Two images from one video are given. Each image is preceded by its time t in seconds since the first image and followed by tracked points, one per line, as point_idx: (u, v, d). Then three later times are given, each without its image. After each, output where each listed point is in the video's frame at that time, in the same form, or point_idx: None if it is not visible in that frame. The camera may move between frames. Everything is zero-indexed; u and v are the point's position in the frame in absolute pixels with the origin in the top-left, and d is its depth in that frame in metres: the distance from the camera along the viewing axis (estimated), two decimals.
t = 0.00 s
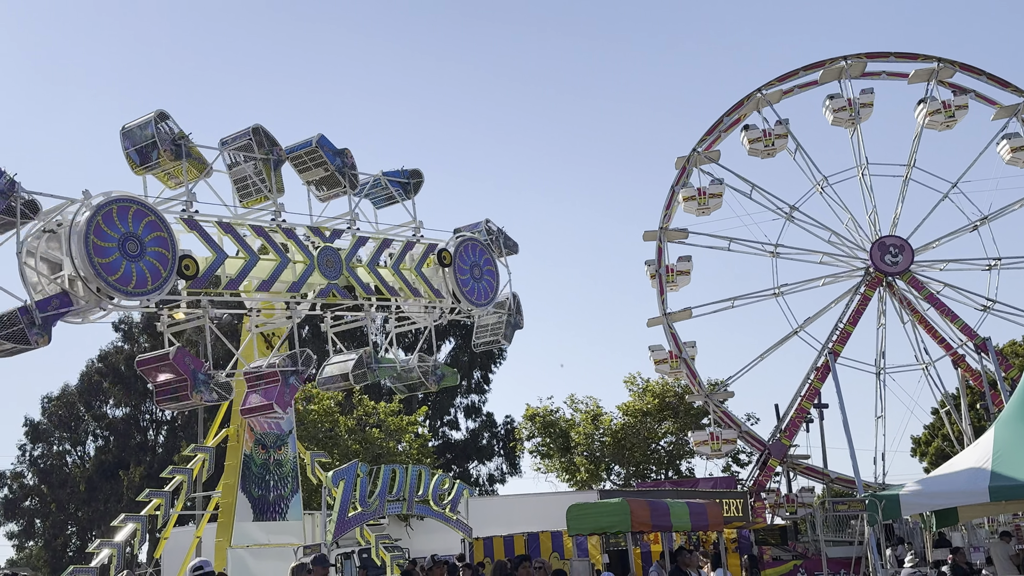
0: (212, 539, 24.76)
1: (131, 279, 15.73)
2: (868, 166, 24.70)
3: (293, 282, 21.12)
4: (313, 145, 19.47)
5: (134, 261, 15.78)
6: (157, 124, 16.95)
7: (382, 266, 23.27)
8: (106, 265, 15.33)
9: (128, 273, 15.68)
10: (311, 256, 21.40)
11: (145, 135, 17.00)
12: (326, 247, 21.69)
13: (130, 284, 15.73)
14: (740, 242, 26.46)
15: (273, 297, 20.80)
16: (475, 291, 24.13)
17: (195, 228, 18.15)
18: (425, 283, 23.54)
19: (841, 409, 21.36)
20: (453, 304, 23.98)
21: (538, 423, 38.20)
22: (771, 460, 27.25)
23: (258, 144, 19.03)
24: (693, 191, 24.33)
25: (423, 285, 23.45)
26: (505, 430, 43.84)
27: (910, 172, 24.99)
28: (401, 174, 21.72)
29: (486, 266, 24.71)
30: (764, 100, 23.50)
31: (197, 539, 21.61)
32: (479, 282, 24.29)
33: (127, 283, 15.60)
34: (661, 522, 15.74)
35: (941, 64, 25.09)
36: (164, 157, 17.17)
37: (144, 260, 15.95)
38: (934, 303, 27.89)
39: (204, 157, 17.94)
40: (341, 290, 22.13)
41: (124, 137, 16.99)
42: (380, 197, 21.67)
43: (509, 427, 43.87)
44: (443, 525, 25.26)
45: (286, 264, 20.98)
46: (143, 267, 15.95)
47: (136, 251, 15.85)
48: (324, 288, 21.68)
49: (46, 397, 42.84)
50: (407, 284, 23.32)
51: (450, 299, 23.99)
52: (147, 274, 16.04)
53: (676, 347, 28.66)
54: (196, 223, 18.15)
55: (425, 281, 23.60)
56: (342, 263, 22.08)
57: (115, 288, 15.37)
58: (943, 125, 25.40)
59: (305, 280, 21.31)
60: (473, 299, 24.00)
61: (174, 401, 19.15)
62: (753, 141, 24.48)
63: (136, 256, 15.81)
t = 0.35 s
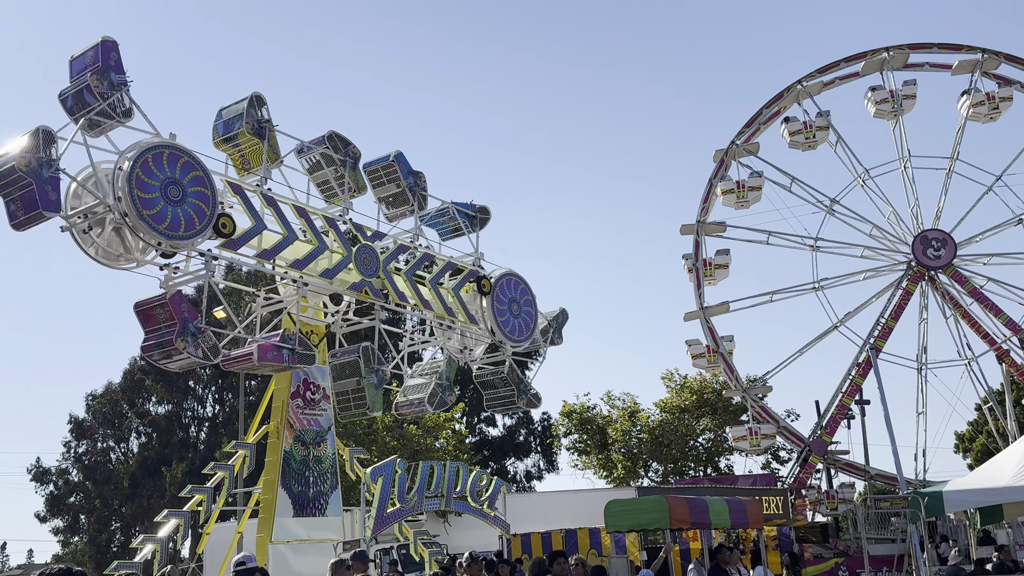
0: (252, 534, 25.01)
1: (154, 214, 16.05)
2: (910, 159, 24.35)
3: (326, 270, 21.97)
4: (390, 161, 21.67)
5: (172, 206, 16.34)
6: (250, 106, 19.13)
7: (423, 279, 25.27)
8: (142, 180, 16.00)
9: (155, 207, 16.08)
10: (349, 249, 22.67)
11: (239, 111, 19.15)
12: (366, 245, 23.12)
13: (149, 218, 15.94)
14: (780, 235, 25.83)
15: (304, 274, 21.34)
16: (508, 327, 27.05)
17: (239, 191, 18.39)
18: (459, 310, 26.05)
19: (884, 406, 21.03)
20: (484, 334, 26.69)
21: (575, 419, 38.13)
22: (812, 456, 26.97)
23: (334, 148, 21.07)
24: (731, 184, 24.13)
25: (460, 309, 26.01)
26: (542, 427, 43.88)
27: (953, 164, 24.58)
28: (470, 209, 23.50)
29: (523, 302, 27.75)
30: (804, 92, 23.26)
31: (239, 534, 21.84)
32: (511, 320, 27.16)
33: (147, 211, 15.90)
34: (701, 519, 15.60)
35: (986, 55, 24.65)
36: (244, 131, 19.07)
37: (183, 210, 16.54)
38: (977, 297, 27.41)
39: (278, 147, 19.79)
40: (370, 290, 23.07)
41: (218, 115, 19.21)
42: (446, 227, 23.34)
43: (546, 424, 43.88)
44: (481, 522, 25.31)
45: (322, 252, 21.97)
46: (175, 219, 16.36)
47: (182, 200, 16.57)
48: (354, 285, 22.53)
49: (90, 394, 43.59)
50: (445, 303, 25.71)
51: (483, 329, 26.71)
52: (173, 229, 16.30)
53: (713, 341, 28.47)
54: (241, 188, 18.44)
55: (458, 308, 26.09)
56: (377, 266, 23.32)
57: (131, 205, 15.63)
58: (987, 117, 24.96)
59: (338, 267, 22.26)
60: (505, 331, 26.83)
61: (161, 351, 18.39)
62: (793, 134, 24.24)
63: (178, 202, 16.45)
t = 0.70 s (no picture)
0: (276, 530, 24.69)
1: (187, 141, 16.25)
2: (937, 156, 24.14)
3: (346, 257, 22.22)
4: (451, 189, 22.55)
5: (207, 147, 16.52)
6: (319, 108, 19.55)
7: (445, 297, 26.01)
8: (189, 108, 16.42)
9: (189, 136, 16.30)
10: (375, 246, 22.98)
11: (310, 109, 19.81)
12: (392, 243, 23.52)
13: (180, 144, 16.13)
14: (804, 233, 26.35)
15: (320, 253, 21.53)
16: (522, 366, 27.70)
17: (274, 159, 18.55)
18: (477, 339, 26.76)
19: (909, 406, 20.85)
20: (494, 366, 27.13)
21: (597, 418, 38.07)
22: (836, 456, 26.78)
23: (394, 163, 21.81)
24: (755, 181, 24.02)
25: (476, 336, 26.66)
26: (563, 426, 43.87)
27: (980, 162, 24.34)
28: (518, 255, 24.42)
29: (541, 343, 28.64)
30: (829, 88, 23.10)
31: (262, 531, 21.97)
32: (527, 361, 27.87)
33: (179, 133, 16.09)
34: (723, 518, 15.53)
35: (1014, 52, 24.38)
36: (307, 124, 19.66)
37: (216, 154, 16.70)
38: (1004, 296, 27.13)
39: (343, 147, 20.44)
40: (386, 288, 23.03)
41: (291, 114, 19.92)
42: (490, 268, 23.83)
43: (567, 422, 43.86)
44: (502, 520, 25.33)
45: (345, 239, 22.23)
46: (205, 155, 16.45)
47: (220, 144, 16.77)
48: (371, 279, 22.61)
49: (116, 392, 43.99)
50: (463, 325, 26.51)
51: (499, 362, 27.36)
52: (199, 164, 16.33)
53: (736, 339, 28.34)
54: (276, 155, 18.57)
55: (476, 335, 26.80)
56: (399, 266, 23.55)
57: (163, 118, 15.84)
58: (1015, 114, 24.69)
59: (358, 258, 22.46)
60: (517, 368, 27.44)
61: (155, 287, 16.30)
62: (818, 131, 24.08)
63: (213, 146, 16.64)
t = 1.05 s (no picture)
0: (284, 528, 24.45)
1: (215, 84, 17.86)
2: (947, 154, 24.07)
3: (354, 242, 22.45)
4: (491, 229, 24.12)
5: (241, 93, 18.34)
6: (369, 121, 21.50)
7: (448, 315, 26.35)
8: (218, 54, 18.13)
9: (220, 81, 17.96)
10: (385, 242, 23.18)
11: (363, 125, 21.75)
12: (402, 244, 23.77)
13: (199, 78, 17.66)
14: (812, 230, 26.52)
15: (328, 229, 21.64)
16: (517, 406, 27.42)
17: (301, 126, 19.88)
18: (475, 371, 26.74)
19: (918, 405, 20.77)
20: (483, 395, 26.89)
21: (604, 416, 38.04)
22: (843, 455, 26.71)
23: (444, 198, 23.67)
24: (764, 179, 23.99)
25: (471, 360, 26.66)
26: (571, 424, 43.86)
27: (990, 160, 24.24)
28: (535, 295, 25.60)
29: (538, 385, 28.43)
30: (839, 86, 23.04)
31: (269, 527, 21.99)
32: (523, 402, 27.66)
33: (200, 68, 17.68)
34: (730, 517, 15.49)
35: None
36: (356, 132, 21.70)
37: (251, 103, 18.47)
38: (1013, 296, 27.02)
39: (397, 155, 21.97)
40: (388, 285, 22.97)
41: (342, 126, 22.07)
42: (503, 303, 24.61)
43: (574, 420, 43.85)
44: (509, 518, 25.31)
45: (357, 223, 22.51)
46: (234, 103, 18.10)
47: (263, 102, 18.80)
48: (375, 269, 22.69)
49: (124, 389, 44.15)
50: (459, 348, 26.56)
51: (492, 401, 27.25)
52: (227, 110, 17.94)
53: (744, 337, 28.29)
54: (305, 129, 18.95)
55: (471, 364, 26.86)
56: (406, 269, 23.66)
57: (200, 74, 17.59)
58: None
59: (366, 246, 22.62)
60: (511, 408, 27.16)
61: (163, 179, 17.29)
62: (828, 129, 24.03)
63: (246, 95, 18.40)
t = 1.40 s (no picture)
0: (281, 525, 24.44)
1: (253, 27, 19.21)
2: (942, 152, 24.12)
3: (353, 227, 22.69)
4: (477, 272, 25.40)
5: (273, 61, 19.42)
6: (402, 151, 22.77)
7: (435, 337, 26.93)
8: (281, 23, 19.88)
9: (258, 31, 19.28)
10: (385, 236, 23.31)
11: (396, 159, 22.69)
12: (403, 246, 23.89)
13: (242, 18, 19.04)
14: (809, 228, 26.26)
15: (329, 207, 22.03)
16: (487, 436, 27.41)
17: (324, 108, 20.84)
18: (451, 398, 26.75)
19: (913, 402, 20.82)
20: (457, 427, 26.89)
21: (600, 414, 38.09)
22: (839, 452, 26.75)
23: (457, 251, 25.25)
24: (761, 176, 24.01)
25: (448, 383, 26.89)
26: (567, 421, 43.92)
27: (986, 158, 24.27)
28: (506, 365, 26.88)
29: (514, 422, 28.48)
30: (835, 84, 23.06)
31: (265, 525, 21.96)
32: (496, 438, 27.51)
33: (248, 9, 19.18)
34: (726, 514, 15.50)
35: (1020, 49, 24.32)
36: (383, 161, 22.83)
37: (285, 67, 19.72)
38: (1009, 294, 27.07)
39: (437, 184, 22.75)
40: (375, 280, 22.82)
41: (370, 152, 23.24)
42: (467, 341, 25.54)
43: (571, 418, 43.90)
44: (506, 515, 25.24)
45: (360, 212, 22.77)
46: (257, 59, 19.11)
47: (295, 87, 19.82)
48: (367, 259, 22.70)
49: (121, 387, 44.10)
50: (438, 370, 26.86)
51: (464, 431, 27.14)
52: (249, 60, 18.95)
53: (740, 334, 28.33)
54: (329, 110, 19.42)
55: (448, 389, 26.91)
56: (402, 268, 23.69)
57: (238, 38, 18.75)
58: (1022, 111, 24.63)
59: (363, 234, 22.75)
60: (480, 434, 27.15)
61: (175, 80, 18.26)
62: (824, 127, 24.06)
63: (280, 60, 19.64)
